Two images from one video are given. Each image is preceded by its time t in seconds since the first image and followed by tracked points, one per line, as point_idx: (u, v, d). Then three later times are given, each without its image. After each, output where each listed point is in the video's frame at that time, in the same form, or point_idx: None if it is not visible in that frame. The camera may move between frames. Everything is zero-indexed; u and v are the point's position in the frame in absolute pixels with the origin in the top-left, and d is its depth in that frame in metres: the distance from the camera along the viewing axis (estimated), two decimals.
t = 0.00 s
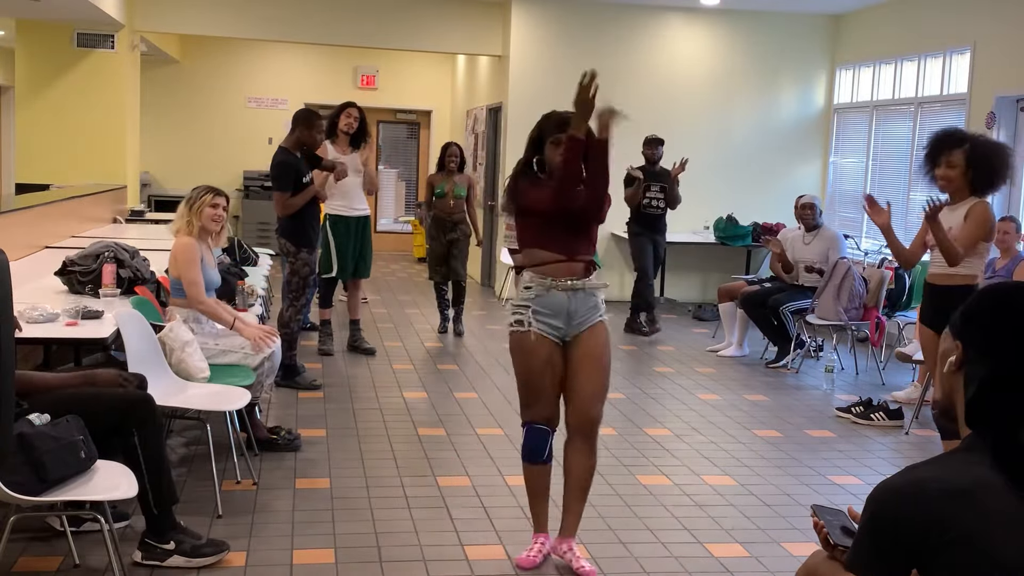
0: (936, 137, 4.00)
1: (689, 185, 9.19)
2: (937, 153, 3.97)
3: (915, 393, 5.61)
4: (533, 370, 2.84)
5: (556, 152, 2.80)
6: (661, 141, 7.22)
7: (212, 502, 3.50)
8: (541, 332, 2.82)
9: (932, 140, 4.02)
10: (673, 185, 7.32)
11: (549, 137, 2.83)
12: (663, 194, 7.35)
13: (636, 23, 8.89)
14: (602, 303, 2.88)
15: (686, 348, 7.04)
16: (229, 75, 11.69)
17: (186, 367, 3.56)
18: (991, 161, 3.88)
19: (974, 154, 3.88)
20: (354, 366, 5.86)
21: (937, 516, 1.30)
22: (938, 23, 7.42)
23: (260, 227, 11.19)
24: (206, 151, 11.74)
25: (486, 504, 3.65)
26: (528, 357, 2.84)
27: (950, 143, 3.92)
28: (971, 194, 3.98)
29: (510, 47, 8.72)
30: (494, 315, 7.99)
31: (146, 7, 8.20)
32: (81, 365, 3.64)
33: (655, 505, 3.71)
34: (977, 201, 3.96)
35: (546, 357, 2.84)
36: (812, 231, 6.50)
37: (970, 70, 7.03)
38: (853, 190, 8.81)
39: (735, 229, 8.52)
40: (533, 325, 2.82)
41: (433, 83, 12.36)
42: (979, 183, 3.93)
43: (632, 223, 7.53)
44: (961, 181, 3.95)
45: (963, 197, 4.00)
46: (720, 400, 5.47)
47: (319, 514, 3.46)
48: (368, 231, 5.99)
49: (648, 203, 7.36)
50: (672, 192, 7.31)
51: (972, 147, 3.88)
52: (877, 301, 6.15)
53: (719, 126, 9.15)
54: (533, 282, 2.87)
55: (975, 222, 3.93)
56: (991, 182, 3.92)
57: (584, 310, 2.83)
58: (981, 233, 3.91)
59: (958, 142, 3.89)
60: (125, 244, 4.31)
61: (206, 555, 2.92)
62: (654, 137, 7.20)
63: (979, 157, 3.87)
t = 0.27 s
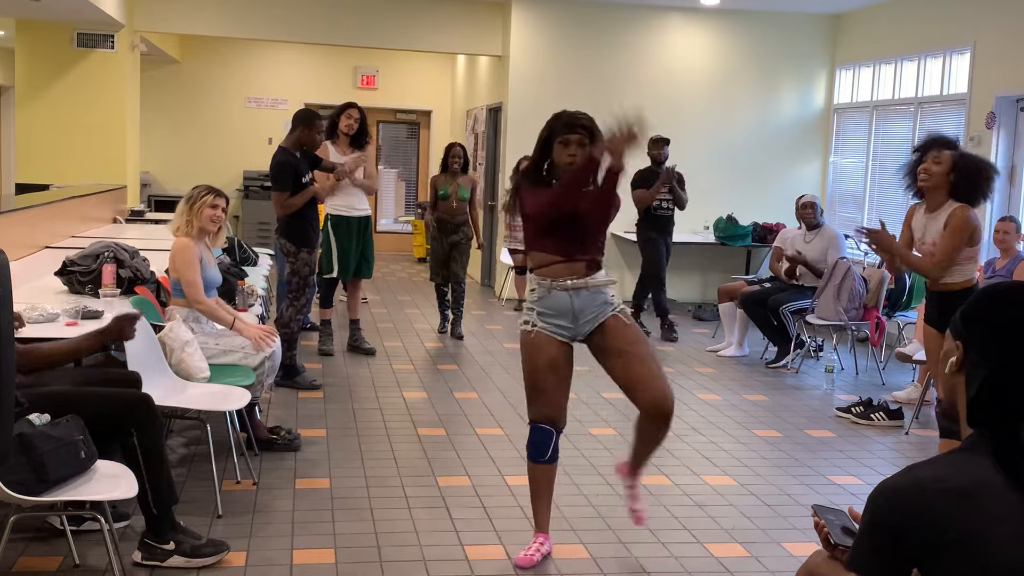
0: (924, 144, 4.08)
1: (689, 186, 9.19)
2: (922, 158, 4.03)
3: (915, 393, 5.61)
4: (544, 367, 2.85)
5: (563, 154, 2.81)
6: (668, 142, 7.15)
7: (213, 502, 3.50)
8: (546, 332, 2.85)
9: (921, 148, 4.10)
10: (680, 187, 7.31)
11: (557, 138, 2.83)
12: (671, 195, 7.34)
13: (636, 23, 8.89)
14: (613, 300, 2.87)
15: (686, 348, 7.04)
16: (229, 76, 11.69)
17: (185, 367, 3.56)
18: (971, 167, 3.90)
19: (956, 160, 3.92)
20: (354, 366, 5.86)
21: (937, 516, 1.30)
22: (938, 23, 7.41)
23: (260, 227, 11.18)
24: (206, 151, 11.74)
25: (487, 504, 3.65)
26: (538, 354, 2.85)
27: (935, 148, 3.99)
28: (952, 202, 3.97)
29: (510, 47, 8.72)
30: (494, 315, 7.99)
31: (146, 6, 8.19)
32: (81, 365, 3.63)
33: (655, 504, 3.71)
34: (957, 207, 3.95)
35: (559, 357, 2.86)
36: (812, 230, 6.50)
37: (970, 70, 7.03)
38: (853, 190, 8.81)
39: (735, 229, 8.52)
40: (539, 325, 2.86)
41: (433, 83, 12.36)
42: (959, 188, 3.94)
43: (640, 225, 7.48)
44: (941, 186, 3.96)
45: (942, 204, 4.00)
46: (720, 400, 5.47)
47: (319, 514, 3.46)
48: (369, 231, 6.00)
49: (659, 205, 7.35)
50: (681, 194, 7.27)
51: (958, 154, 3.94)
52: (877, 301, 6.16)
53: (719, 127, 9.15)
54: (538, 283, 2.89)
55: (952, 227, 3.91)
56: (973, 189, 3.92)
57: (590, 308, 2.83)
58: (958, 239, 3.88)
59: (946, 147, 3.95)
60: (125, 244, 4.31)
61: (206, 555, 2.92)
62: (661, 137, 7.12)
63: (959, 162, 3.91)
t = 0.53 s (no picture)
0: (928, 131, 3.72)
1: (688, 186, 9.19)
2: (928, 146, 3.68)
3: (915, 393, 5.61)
4: (579, 372, 2.85)
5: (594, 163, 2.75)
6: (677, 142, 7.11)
7: (213, 502, 3.50)
8: (585, 338, 2.84)
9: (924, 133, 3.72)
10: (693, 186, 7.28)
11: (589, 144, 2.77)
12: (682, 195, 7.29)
13: (636, 23, 8.89)
14: (653, 309, 2.87)
15: (686, 348, 7.04)
16: (228, 76, 11.70)
17: (185, 367, 3.56)
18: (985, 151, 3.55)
19: (965, 143, 3.57)
20: (354, 366, 5.86)
21: (937, 516, 1.30)
22: (938, 23, 7.41)
23: (260, 227, 11.18)
24: (206, 151, 11.74)
25: (487, 504, 3.65)
26: (573, 357, 2.84)
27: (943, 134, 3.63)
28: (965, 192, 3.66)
29: (510, 47, 8.72)
30: (494, 315, 7.99)
31: (146, 6, 8.19)
32: (81, 365, 3.63)
33: (655, 505, 3.71)
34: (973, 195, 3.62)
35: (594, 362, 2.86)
36: (813, 231, 6.51)
37: (969, 70, 7.04)
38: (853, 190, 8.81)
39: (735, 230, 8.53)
40: (577, 329, 2.85)
41: (433, 82, 12.36)
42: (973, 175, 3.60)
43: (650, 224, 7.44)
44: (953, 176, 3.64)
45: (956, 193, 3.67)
46: (720, 400, 5.47)
47: (319, 514, 3.46)
48: (368, 231, 6.00)
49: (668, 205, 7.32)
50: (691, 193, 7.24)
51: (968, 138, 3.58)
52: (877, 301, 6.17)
53: (719, 126, 9.15)
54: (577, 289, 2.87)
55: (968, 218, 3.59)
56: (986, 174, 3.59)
57: (630, 315, 2.81)
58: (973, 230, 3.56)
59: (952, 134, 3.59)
60: (125, 244, 4.31)
61: (206, 555, 2.92)
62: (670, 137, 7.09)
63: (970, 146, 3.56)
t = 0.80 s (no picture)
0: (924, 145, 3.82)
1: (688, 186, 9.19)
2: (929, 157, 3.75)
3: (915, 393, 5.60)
4: (613, 381, 2.86)
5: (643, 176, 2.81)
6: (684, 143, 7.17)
7: (213, 502, 3.50)
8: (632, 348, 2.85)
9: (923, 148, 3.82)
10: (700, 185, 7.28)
11: (638, 157, 2.83)
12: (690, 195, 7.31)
13: (636, 23, 8.89)
14: (699, 321, 2.88)
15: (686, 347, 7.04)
16: (228, 76, 11.69)
17: (185, 368, 3.56)
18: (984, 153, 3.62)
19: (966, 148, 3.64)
20: (354, 366, 5.86)
21: (937, 518, 1.30)
22: (938, 23, 7.41)
23: (260, 227, 11.18)
24: (206, 151, 11.74)
25: (486, 504, 3.65)
26: (613, 365, 2.85)
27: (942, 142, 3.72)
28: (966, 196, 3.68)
29: (510, 47, 8.72)
30: (494, 315, 7.99)
31: (146, 7, 8.19)
32: (82, 365, 3.63)
33: (655, 505, 3.71)
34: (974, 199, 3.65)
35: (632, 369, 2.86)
36: (814, 231, 6.51)
37: (969, 70, 7.04)
38: (853, 190, 8.81)
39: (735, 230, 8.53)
40: (623, 340, 2.86)
41: (433, 82, 12.36)
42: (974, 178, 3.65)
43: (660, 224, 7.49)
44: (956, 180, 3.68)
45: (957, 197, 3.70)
46: (720, 400, 5.47)
47: (319, 514, 3.46)
48: (367, 231, 6.00)
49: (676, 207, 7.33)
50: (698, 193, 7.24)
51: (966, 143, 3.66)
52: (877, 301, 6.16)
53: (719, 126, 9.16)
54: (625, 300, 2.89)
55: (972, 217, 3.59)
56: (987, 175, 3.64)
57: (677, 326, 2.83)
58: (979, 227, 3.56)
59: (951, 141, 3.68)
60: (126, 244, 4.32)
61: (206, 555, 2.92)
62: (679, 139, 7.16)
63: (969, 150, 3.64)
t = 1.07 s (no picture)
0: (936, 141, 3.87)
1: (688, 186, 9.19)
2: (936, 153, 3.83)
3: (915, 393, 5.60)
4: (618, 381, 2.87)
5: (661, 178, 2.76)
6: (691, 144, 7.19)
7: (213, 502, 3.50)
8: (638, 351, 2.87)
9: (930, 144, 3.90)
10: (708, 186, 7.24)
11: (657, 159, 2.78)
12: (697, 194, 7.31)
13: (636, 23, 8.89)
14: (704, 321, 2.86)
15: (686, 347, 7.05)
16: (228, 76, 11.69)
17: (185, 368, 3.56)
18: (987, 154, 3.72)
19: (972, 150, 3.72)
20: (354, 366, 5.87)
21: (936, 519, 1.30)
22: (938, 23, 7.41)
23: (260, 227, 11.18)
24: (206, 151, 11.74)
25: (486, 504, 3.65)
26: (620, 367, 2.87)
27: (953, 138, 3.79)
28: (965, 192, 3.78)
29: (510, 47, 8.72)
30: (494, 315, 7.99)
31: (146, 7, 8.19)
32: (82, 365, 3.63)
33: (655, 505, 3.72)
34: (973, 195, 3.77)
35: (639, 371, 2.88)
36: (815, 231, 6.51)
37: (969, 70, 7.04)
38: (853, 190, 8.81)
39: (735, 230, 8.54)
40: (628, 342, 2.88)
41: (433, 82, 12.36)
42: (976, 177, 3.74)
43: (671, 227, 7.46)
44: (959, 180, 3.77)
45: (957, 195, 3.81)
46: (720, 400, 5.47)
47: (319, 514, 3.46)
48: (368, 231, 6.00)
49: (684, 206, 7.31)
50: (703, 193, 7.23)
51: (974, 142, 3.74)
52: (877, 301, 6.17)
53: (719, 126, 9.16)
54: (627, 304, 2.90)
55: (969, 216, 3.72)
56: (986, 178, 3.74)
57: (680, 331, 2.83)
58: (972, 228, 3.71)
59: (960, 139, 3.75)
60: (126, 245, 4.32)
61: (206, 555, 2.92)
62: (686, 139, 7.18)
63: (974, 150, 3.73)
